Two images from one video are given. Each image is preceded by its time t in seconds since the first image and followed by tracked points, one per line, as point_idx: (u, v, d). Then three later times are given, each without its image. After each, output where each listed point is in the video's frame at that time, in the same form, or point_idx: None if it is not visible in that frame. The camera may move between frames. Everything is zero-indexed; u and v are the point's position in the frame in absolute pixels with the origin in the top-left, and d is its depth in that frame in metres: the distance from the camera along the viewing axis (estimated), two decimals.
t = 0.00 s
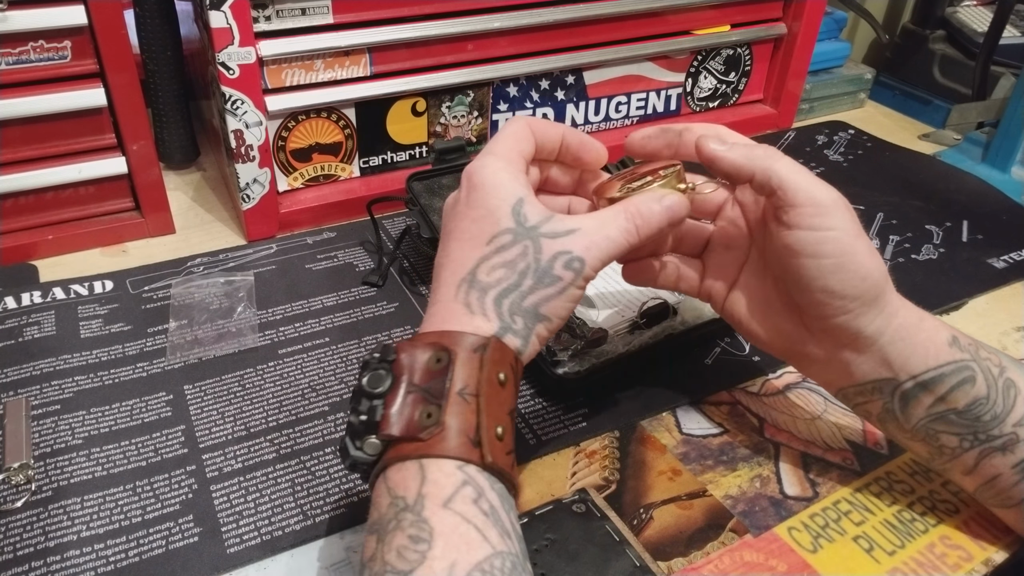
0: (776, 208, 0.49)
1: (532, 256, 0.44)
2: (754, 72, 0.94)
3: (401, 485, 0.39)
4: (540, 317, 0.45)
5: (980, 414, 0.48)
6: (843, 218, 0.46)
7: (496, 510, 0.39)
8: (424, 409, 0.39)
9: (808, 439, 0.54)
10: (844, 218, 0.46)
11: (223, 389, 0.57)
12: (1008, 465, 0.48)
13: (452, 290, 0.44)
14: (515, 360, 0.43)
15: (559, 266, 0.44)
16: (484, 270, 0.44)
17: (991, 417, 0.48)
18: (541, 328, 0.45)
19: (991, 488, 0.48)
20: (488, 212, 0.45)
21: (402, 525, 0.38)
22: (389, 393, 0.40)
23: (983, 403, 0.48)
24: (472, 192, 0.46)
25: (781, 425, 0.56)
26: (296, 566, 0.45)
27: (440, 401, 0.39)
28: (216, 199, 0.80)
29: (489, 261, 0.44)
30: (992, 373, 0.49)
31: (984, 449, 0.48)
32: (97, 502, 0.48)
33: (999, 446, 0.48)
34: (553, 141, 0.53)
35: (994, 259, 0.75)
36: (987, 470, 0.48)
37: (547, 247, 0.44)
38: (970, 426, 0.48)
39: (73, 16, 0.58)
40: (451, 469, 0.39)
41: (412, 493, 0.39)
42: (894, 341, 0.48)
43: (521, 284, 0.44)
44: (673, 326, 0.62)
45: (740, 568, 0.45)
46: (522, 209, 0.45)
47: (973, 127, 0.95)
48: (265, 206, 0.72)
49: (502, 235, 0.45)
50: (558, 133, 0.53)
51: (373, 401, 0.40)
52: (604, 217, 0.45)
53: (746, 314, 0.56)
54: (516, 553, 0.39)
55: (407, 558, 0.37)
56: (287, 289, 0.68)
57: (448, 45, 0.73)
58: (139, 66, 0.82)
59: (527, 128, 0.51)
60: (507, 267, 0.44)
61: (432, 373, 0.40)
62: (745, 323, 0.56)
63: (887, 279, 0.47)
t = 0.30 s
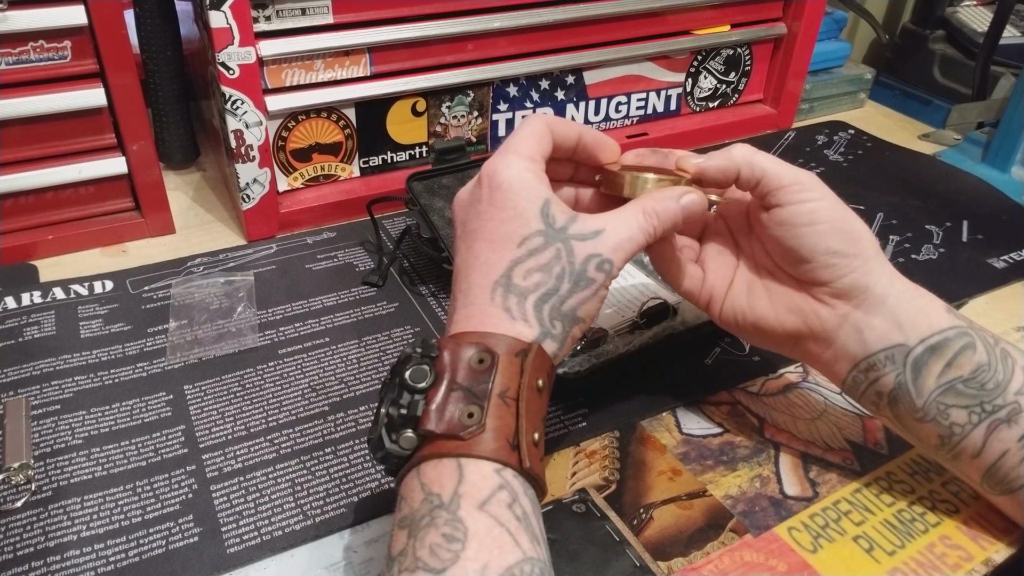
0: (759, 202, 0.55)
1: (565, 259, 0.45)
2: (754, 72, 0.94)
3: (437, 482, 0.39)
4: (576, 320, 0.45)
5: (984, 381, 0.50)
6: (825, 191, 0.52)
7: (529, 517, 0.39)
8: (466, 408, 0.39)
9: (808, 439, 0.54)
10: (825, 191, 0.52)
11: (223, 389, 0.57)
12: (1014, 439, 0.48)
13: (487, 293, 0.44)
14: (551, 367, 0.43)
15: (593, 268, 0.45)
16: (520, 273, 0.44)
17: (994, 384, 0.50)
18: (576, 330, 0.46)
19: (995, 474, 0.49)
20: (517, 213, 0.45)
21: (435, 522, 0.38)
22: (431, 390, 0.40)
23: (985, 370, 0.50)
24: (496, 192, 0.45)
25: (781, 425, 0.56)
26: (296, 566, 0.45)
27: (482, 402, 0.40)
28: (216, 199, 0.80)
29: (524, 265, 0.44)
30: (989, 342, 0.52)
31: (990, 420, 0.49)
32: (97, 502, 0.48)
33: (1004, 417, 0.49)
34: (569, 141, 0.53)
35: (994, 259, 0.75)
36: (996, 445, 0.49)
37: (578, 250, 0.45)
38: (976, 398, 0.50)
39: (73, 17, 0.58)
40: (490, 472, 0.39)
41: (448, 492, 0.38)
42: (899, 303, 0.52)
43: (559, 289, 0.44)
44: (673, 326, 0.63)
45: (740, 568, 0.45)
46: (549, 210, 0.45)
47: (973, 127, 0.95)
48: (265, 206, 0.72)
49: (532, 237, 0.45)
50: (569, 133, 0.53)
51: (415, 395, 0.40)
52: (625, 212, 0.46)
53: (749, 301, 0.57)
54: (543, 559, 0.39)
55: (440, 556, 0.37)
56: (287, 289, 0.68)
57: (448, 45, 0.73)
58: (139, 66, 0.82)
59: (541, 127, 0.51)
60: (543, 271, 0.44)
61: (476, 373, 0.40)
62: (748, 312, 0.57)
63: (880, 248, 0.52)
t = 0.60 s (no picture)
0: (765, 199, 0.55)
1: (608, 258, 0.43)
2: (754, 72, 0.94)
3: (483, 482, 0.39)
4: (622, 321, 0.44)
5: (985, 372, 0.51)
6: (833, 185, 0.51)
7: (573, 523, 0.39)
8: (517, 410, 0.39)
9: (808, 439, 0.54)
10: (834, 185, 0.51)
11: (223, 389, 0.57)
12: (1017, 429, 0.49)
13: (533, 298, 0.41)
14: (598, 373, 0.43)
15: (635, 266, 0.43)
16: (566, 276, 0.41)
17: (995, 374, 0.51)
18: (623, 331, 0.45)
19: (999, 466, 0.49)
20: (556, 212, 0.42)
21: (479, 524, 0.38)
22: (482, 387, 0.39)
23: (987, 361, 0.51)
24: (525, 189, 0.42)
25: (781, 425, 0.56)
26: (297, 566, 0.45)
27: (534, 405, 0.39)
28: (216, 199, 0.80)
29: (569, 267, 0.42)
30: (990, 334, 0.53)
31: (994, 411, 0.50)
32: (97, 502, 0.48)
33: (1006, 408, 0.50)
34: (559, 106, 0.49)
35: (994, 259, 0.75)
36: (999, 437, 0.49)
37: (620, 247, 0.43)
38: (979, 389, 0.50)
39: (73, 17, 0.58)
40: (538, 479, 0.39)
41: (494, 494, 0.38)
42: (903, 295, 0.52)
43: (607, 290, 0.43)
44: (673, 326, 0.63)
45: (740, 568, 0.45)
46: (585, 206, 0.42)
47: (973, 126, 0.95)
48: (265, 206, 0.72)
49: (574, 237, 0.42)
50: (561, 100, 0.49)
51: (466, 392, 0.40)
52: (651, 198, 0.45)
53: (755, 296, 0.56)
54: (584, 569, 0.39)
55: (483, 559, 0.37)
56: (287, 289, 0.68)
57: (448, 45, 0.73)
58: (139, 66, 0.82)
59: (538, 97, 0.46)
60: (589, 273, 0.42)
61: (528, 375, 0.39)
62: (754, 307, 0.56)
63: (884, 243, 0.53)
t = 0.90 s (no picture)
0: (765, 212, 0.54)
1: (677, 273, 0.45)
2: (754, 72, 0.94)
3: (559, 494, 0.39)
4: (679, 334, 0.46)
5: (979, 378, 0.51)
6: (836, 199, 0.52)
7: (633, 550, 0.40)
8: (603, 431, 0.40)
9: (808, 439, 0.55)
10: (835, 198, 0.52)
11: (223, 389, 0.57)
12: (1012, 435, 0.49)
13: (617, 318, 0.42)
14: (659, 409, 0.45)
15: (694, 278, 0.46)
16: (647, 299, 0.43)
17: (989, 380, 0.51)
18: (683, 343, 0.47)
19: (996, 473, 0.49)
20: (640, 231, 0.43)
21: (550, 535, 0.38)
22: (573, 400, 0.40)
23: (980, 367, 0.51)
24: (613, 204, 0.41)
25: (781, 425, 0.56)
26: (297, 566, 0.45)
27: (619, 429, 0.40)
28: (216, 199, 0.80)
29: (650, 288, 0.43)
30: (980, 340, 0.53)
31: (989, 417, 0.50)
32: (97, 502, 0.48)
33: (1001, 414, 0.50)
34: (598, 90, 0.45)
35: (994, 259, 0.75)
36: (995, 443, 0.49)
37: (683, 261, 0.45)
38: (973, 396, 0.50)
39: (72, 16, 0.58)
40: (614, 503, 0.39)
41: (570, 508, 0.39)
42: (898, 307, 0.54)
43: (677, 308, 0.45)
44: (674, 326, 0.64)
45: (740, 568, 0.45)
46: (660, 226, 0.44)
47: (973, 127, 0.95)
48: (265, 206, 0.72)
49: (652, 257, 0.44)
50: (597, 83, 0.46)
51: (556, 402, 0.39)
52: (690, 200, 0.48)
53: (756, 308, 0.55)
54: None
55: (552, 571, 0.37)
56: (287, 289, 0.68)
57: (448, 45, 0.73)
58: (139, 66, 0.82)
59: (594, 87, 0.44)
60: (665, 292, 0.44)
61: (614, 397, 0.40)
62: (756, 319, 0.55)
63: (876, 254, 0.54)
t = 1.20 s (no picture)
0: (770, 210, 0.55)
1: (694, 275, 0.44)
2: (754, 72, 0.94)
3: (576, 495, 0.39)
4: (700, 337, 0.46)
5: (976, 377, 0.51)
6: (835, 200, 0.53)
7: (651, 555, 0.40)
8: (622, 436, 0.40)
9: (808, 439, 0.55)
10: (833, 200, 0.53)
11: (223, 389, 0.57)
12: (1010, 434, 0.49)
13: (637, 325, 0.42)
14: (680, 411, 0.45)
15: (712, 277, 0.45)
16: (666, 304, 0.43)
17: (985, 379, 0.51)
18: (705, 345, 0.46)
19: (996, 472, 0.49)
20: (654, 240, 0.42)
21: (568, 536, 0.38)
22: (592, 406, 0.40)
23: (976, 366, 0.52)
24: (625, 216, 0.40)
25: (781, 425, 0.56)
26: (296, 566, 0.45)
27: (638, 434, 0.40)
28: (216, 199, 0.80)
29: (668, 294, 0.43)
30: (975, 340, 0.54)
31: (987, 416, 0.50)
32: (97, 502, 0.48)
33: (998, 413, 0.50)
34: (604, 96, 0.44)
35: (994, 259, 0.75)
36: (993, 442, 0.49)
37: (700, 262, 0.44)
38: (971, 395, 0.51)
39: (72, 17, 0.58)
40: (632, 507, 0.39)
41: (587, 510, 0.39)
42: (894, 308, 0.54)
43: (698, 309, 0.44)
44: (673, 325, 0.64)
45: (740, 568, 0.45)
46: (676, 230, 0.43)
47: (973, 127, 0.95)
48: (265, 206, 0.72)
49: (669, 262, 0.43)
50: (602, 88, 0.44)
51: (575, 408, 0.39)
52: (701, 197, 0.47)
53: (756, 311, 0.55)
54: None
55: (569, 571, 0.37)
56: (287, 289, 0.68)
57: (448, 45, 0.73)
58: (139, 66, 0.82)
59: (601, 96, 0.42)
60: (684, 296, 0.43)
61: (633, 403, 0.40)
62: (756, 322, 0.55)
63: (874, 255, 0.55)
